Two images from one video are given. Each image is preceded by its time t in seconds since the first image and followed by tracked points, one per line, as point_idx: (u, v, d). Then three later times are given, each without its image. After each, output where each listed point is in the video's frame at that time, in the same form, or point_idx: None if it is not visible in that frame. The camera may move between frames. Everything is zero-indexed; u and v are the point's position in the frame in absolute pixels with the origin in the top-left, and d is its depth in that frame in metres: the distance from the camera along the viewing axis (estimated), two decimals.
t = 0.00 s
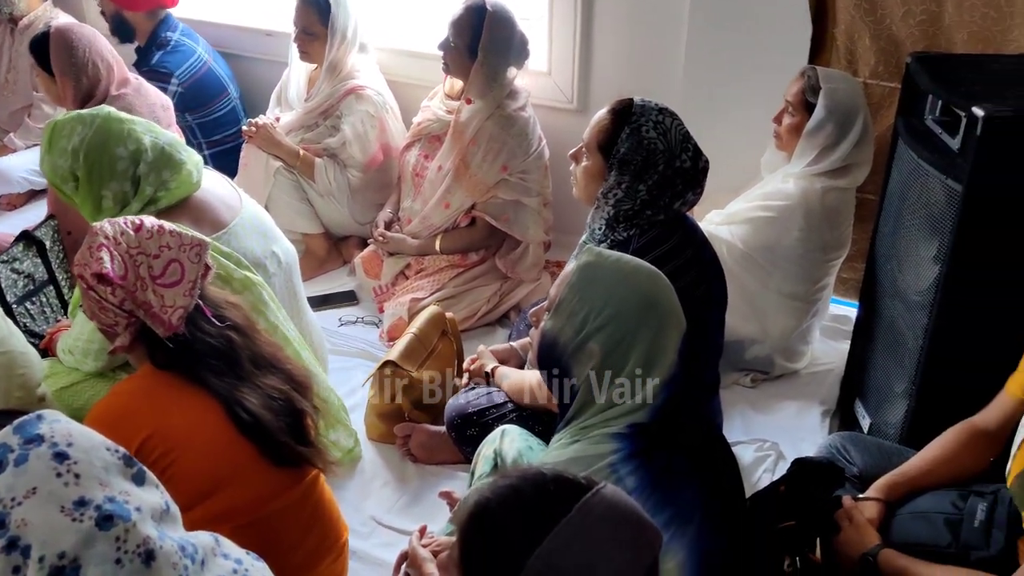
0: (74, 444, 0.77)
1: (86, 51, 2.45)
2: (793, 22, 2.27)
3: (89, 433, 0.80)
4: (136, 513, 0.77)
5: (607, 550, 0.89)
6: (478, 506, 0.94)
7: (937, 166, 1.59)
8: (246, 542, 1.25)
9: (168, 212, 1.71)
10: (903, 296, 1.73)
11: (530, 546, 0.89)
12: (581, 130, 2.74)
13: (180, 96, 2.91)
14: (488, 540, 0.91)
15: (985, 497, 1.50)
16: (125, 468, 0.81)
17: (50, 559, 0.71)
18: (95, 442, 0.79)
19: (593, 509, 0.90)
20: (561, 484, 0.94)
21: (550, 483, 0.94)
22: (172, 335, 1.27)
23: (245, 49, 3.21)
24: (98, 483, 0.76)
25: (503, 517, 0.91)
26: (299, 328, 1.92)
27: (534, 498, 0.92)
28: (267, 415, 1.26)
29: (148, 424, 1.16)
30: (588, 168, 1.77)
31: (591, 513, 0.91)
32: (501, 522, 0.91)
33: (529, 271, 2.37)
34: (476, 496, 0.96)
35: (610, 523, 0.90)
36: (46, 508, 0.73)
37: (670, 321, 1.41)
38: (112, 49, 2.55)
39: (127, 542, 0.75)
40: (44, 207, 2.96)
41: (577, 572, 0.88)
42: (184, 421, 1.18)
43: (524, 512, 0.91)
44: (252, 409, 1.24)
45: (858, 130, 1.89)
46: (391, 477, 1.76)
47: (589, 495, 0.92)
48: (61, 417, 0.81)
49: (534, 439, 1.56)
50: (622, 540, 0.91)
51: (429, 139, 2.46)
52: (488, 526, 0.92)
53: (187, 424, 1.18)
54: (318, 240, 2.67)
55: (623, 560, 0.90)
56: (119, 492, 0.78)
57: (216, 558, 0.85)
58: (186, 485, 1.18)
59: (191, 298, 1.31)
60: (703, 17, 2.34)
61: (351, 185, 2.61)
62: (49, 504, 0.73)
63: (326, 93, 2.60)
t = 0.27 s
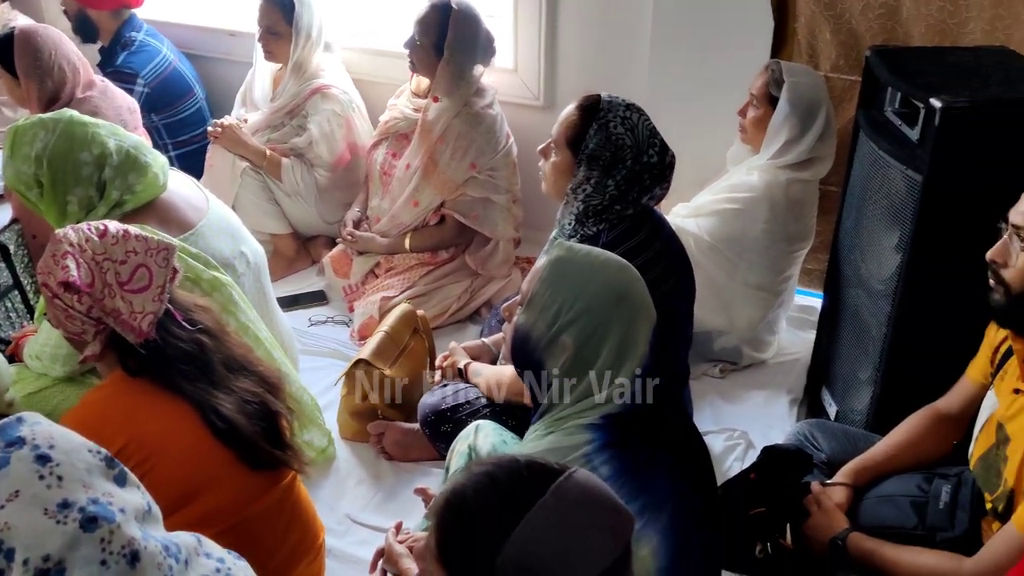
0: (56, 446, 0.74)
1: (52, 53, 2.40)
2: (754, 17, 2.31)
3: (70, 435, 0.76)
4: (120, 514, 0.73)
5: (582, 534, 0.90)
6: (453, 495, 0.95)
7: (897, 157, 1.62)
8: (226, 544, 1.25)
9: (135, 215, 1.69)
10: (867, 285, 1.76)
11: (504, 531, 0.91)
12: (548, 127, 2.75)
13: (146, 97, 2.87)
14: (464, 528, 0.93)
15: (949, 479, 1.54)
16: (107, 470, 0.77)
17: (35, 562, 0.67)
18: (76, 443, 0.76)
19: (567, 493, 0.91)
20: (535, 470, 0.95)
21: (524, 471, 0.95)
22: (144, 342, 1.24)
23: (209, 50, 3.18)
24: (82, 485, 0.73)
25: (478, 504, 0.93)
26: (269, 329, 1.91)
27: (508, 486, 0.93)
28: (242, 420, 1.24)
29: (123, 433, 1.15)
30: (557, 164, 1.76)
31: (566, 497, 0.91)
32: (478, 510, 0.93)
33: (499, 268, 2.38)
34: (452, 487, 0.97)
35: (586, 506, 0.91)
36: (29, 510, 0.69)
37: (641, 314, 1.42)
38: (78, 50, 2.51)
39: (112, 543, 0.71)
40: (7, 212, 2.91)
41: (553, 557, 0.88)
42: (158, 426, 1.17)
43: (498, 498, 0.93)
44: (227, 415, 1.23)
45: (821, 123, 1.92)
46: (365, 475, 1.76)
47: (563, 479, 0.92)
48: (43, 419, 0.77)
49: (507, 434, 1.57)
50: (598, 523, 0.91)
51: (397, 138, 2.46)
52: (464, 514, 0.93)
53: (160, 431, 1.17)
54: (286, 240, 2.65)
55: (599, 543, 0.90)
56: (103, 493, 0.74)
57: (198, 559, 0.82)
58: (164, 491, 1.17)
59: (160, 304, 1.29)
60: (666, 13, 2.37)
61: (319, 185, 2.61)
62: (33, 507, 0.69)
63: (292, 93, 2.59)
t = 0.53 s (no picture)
0: (36, 448, 0.72)
1: (18, 54, 2.34)
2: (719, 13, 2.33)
3: (50, 436, 0.75)
4: (103, 516, 0.72)
5: (554, 519, 0.92)
6: (429, 487, 0.96)
7: (861, 150, 1.65)
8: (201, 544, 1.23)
9: (102, 213, 1.67)
10: (833, 274, 1.79)
11: (479, 518, 0.92)
12: (517, 123, 2.76)
13: (111, 98, 2.83)
14: (440, 519, 0.93)
15: (916, 464, 1.58)
16: (88, 471, 0.75)
17: (18, 566, 0.66)
18: (57, 445, 0.74)
19: (539, 480, 0.93)
20: (509, 460, 0.96)
21: (499, 459, 0.96)
22: (115, 341, 1.23)
23: (172, 49, 3.13)
24: (64, 487, 0.71)
25: (454, 495, 0.94)
26: (240, 327, 1.89)
27: (485, 476, 0.94)
28: (214, 418, 1.24)
29: (97, 434, 1.14)
30: (527, 160, 1.76)
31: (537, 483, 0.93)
32: (455, 501, 0.93)
33: (470, 265, 2.38)
34: (429, 479, 0.97)
35: (557, 492, 0.93)
36: (12, 513, 0.67)
37: (613, 306, 1.43)
38: (45, 52, 2.45)
39: (96, 545, 0.70)
40: None
41: (526, 542, 0.90)
42: (132, 428, 1.16)
43: (474, 487, 0.94)
44: (199, 414, 1.22)
45: (786, 116, 1.95)
46: (340, 474, 1.75)
47: (535, 466, 0.95)
48: (20, 420, 0.75)
49: (482, 429, 1.57)
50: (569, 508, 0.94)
51: (365, 136, 2.45)
52: (439, 505, 0.94)
53: (134, 431, 1.16)
54: (255, 240, 2.63)
55: (571, 528, 0.93)
56: (85, 494, 0.72)
57: (180, 559, 0.82)
58: (139, 493, 1.16)
59: (129, 303, 1.27)
60: (632, 9, 2.38)
61: (287, 184, 2.58)
62: (15, 509, 0.68)
63: (257, 93, 2.56)
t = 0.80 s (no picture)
0: (7, 453, 0.75)
1: None
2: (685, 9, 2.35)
3: (20, 440, 0.78)
4: (76, 518, 0.75)
5: (531, 511, 0.95)
6: (404, 485, 0.96)
7: (826, 142, 1.67)
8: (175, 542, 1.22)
9: (73, 209, 1.65)
10: (799, 266, 1.82)
11: (457, 513, 0.94)
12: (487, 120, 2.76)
13: (75, 99, 2.79)
14: (415, 516, 0.94)
15: (884, 450, 1.60)
16: (59, 472, 0.79)
17: None
18: (27, 448, 0.77)
19: (515, 474, 0.96)
20: (483, 455, 0.98)
21: (472, 455, 0.98)
22: (82, 339, 1.22)
23: (137, 49, 3.10)
24: (35, 490, 0.75)
25: (428, 492, 0.95)
26: (211, 325, 1.88)
27: (460, 471, 0.96)
28: (183, 415, 1.23)
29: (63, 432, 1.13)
30: (495, 155, 1.78)
31: (513, 478, 0.96)
32: (430, 497, 0.94)
33: (442, 263, 2.37)
34: (403, 475, 0.98)
35: (533, 485, 0.96)
36: None
37: (582, 298, 1.44)
38: (8, 53, 2.39)
39: (69, 547, 0.73)
40: None
41: (503, 535, 0.93)
42: (100, 424, 1.15)
43: (448, 483, 0.95)
44: (166, 409, 1.21)
45: (752, 110, 1.97)
46: (315, 473, 1.74)
47: (510, 462, 0.97)
48: None
49: (456, 425, 1.57)
50: (544, 500, 0.96)
51: (334, 134, 2.44)
52: (414, 502, 0.94)
53: (101, 429, 1.15)
54: (224, 240, 2.61)
55: (546, 520, 0.96)
56: (57, 497, 0.76)
57: (153, 559, 0.87)
58: (108, 490, 1.15)
59: (96, 300, 1.25)
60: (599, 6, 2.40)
61: (256, 183, 2.57)
62: None
63: (225, 92, 2.55)
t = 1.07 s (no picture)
0: None
1: None
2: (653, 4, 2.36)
3: None
4: (39, 519, 0.76)
5: (506, 509, 0.95)
6: (377, 485, 0.95)
7: (793, 135, 1.69)
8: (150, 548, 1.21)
9: (40, 209, 1.62)
10: (770, 258, 1.83)
11: (431, 513, 0.92)
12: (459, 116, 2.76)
13: (40, 101, 2.75)
14: (388, 517, 0.93)
15: (854, 440, 1.63)
16: (23, 475, 0.80)
17: None
18: None
19: (489, 472, 0.96)
20: (457, 454, 0.97)
21: (446, 455, 0.97)
22: (57, 339, 1.19)
23: (103, 48, 3.06)
24: None
25: (403, 492, 0.93)
26: (182, 326, 1.85)
27: (435, 471, 0.95)
28: (159, 417, 1.20)
29: (38, 439, 1.08)
30: (467, 152, 1.76)
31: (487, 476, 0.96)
32: (406, 498, 0.93)
33: (415, 260, 2.37)
34: (374, 475, 0.97)
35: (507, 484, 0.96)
36: None
37: (555, 294, 1.43)
38: None
39: (33, 548, 0.74)
40: None
41: (478, 534, 0.93)
42: (75, 431, 1.11)
43: (423, 482, 0.94)
44: (142, 412, 1.17)
45: (721, 105, 1.98)
46: (289, 473, 1.73)
47: (484, 459, 0.97)
48: None
49: (430, 422, 1.57)
50: (519, 498, 0.97)
51: (303, 133, 2.42)
52: (387, 503, 0.93)
53: (76, 436, 1.11)
54: (195, 241, 2.58)
55: (520, 518, 0.96)
56: (19, 499, 0.77)
57: (123, 560, 0.87)
58: (85, 499, 1.12)
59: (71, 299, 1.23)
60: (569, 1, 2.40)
61: (226, 182, 2.56)
62: None
63: (193, 90, 2.52)
